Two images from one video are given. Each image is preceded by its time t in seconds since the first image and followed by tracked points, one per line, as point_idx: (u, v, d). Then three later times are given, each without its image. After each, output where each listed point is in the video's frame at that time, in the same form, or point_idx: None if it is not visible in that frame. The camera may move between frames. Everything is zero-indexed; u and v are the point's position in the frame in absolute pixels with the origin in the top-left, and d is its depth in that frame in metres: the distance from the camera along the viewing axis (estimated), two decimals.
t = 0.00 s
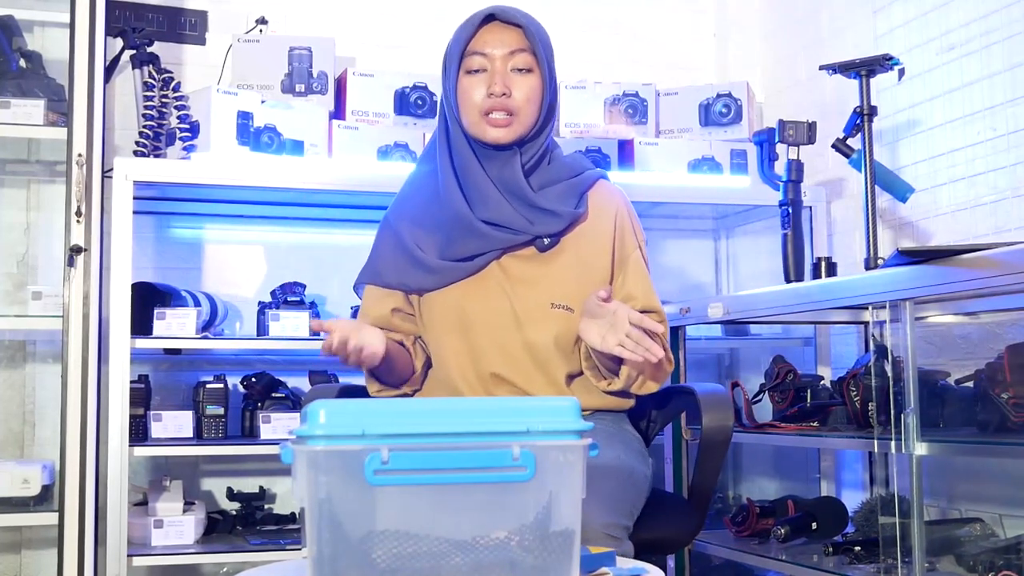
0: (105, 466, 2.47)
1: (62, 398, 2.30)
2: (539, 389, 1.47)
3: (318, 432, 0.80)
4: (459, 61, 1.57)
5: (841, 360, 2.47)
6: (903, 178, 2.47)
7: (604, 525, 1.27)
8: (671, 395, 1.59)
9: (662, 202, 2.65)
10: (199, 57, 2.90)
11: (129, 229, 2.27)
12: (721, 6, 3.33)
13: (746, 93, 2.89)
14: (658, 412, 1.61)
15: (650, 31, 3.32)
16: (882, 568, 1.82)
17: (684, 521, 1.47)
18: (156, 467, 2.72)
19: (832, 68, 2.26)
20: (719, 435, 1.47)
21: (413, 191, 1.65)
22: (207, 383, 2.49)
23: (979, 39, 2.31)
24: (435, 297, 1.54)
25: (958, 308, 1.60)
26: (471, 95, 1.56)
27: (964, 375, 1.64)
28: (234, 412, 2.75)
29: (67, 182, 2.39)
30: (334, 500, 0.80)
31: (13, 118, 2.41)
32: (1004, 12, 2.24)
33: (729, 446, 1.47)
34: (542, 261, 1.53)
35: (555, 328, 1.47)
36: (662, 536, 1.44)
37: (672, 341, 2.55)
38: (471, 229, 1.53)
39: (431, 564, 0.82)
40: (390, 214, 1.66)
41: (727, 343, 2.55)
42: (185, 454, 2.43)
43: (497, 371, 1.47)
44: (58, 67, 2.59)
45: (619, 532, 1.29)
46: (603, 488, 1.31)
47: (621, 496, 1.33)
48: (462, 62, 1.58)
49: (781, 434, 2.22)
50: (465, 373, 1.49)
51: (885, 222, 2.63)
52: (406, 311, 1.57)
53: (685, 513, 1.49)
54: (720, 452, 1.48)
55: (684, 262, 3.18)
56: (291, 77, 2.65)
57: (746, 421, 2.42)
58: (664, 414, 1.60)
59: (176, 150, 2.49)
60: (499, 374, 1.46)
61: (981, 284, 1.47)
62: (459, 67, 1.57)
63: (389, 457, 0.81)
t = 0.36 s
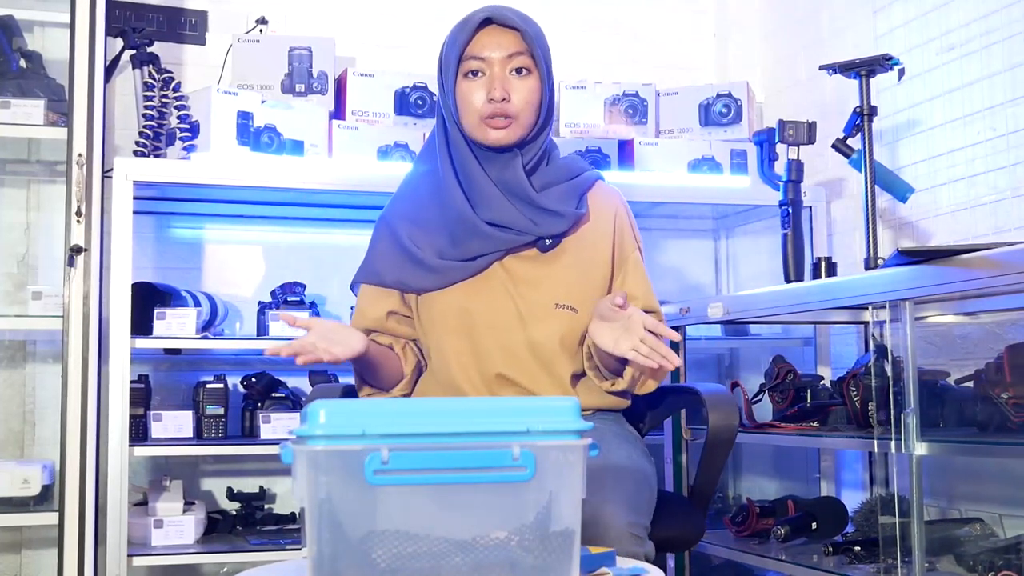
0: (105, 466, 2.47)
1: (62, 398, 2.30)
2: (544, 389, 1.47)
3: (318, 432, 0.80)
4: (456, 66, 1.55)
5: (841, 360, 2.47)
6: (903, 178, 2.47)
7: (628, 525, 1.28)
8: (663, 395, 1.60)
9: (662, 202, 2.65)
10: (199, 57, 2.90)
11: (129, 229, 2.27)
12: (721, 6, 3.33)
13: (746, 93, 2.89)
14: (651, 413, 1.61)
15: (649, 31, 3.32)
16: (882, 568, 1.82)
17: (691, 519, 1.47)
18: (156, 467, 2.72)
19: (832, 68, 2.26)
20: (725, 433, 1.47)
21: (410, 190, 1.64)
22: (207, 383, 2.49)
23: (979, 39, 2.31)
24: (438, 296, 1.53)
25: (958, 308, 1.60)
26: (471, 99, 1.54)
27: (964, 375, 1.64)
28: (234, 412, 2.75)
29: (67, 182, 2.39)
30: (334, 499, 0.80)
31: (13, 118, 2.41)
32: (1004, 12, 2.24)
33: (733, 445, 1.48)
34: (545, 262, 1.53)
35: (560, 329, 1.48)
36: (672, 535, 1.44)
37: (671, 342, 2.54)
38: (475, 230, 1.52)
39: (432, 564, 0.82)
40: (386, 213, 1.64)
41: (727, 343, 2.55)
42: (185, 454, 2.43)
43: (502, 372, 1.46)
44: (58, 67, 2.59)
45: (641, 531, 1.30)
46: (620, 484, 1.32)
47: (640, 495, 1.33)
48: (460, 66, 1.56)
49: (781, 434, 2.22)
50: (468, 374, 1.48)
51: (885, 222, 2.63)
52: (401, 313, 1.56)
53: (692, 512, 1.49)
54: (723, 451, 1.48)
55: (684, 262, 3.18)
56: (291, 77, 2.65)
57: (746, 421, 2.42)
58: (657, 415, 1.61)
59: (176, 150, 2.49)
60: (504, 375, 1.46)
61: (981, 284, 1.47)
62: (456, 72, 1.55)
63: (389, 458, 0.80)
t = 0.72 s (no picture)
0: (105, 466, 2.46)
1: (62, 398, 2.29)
2: (544, 390, 1.47)
3: (318, 432, 0.79)
4: (440, 68, 1.56)
5: (841, 360, 2.47)
6: (903, 178, 2.47)
7: (637, 524, 1.29)
8: (656, 401, 1.61)
9: (662, 202, 2.65)
10: (199, 57, 2.90)
11: (129, 229, 2.27)
12: (721, 6, 3.33)
13: (746, 93, 2.89)
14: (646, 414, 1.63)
15: (649, 31, 3.32)
16: (882, 568, 1.82)
17: (693, 519, 1.47)
18: (156, 467, 2.72)
19: (832, 68, 2.26)
20: (727, 434, 1.47)
21: (403, 190, 1.63)
22: (207, 383, 2.49)
23: (979, 39, 2.31)
24: (433, 297, 1.51)
25: (959, 308, 1.60)
26: (455, 100, 1.55)
27: (964, 374, 1.64)
28: (234, 412, 2.75)
29: (66, 182, 2.39)
30: (334, 499, 0.80)
31: (13, 118, 2.41)
32: (1004, 12, 2.24)
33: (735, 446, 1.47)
34: (542, 262, 1.53)
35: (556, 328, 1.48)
36: (675, 535, 1.44)
37: (672, 341, 2.57)
38: (469, 231, 1.52)
39: (431, 564, 0.81)
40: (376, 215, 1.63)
41: (727, 343, 2.55)
42: (185, 454, 2.43)
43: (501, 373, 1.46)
44: (58, 67, 2.59)
45: (649, 530, 1.31)
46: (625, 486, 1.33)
47: (647, 496, 1.35)
48: (444, 68, 1.57)
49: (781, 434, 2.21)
50: (467, 375, 1.47)
51: (885, 222, 2.63)
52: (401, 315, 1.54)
53: (694, 512, 1.49)
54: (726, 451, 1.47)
55: (684, 263, 3.18)
56: (291, 77, 2.65)
57: (747, 421, 2.42)
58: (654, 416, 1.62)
59: (176, 150, 2.49)
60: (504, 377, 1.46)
61: (981, 284, 1.47)
62: (440, 74, 1.56)
63: (388, 458, 0.80)
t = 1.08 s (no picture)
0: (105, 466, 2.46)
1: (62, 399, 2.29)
2: (541, 391, 1.48)
3: (318, 432, 0.79)
4: (437, 63, 1.56)
5: (841, 360, 2.47)
6: (903, 178, 2.47)
7: (625, 519, 1.28)
8: (663, 395, 1.59)
9: (662, 202, 2.65)
10: (199, 57, 2.90)
11: (129, 229, 2.27)
12: (721, 6, 3.33)
13: (746, 93, 2.89)
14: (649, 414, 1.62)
15: (649, 31, 3.32)
16: (882, 568, 1.82)
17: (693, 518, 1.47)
18: (156, 467, 2.72)
19: (832, 68, 2.26)
20: (725, 434, 1.47)
21: (401, 195, 1.62)
22: (207, 383, 2.49)
23: (979, 39, 2.31)
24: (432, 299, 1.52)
25: (959, 308, 1.60)
26: (450, 93, 1.54)
27: (964, 374, 1.64)
28: (234, 412, 2.75)
29: (66, 182, 2.39)
30: (334, 499, 0.80)
31: (13, 118, 2.41)
32: (1004, 12, 2.24)
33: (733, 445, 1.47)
34: (539, 262, 1.53)
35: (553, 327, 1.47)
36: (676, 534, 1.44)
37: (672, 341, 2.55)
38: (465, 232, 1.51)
39: (431, 564, 0.81)
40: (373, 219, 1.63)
41: (727, 343, 2.55)
42: (185, 454, 2.43)
43: (498, 374, 1.47)
44: (58, 67, 2.59)
45: (638, 525, 1.31)
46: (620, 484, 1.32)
47: (637, 493, 1.34)
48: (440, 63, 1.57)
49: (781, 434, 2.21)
50: (467, 376, 1.48)
51: (885, 222, 2.63)
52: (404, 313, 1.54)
53: (695, 511, 1.49)
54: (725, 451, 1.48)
55: (684, 263, 3.18)
56: (291, 77, 2.65)
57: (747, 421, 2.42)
58: (657, 414, 1.61)
59: (176, 150, 2.49)
60: (502, 378, 1.46)
61: (982, 284, 1.47)
62: (437, 69, 1.56)
63: (388, 458, 0.80)
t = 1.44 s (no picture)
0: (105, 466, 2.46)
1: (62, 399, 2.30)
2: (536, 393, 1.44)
3: (318, 432, 0.79)
4: (450, 65, 1.50)
5: (841, 359, 2.48)
6: (903, 178, 2.47)
7: (597, 517, 1.28)
8: (670, 395, 1.59)
9: (662, 202, 2.65)
10: (199, 57, 2.90)
11: (129, 229, 2.27)
12: (721, 6, 3.34)
13: (746, 93, 2.89)
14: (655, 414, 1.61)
15: (649, 31, 3.32)
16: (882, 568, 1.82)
17: (687, 520, 1.46)
18: (156, 467, 2.72)
19: (831, 68, 2.26)
20: (719, 434, 1.47)
21: (409, 196, 1.60)
22: (207, 383, 2.49)
23: (979, 39, 2.31)
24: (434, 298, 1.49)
25: (958, 308, 1.60)
26: (462, 98, 1.49)
27: (963, 374, 1.64)
28: (234, 412, 2.75)
29: (67, 182, 2.39)
30: (334, 499, 0.80)
31: (14, 118, 2.41)
32: (1004, 12, 2.24)
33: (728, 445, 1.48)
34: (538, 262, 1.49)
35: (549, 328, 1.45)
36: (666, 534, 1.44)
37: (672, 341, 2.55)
38: (466, 234, 1.47)
39: (431, 564, 0.82)
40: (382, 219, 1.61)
41: (727, 343, 2.55)
42: (185, 454, 2.43)
43: (493, 374, 1.43)
44: (58, 67, 2.59)
45: (612, 523, 1.30)
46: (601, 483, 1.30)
47: (615, 492, 1.32)
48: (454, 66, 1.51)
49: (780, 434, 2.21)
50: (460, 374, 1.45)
51: (885, 221, 2.63)
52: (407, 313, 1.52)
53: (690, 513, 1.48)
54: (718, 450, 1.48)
55: (684, 263, 3.18)
56: (291, 77, 2.65)
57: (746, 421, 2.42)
58: (665, 414, 1.60)
59: (176, 150, 2.49)
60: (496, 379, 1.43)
61: (981, 284, 1.47)
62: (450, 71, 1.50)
63: (389, 457, 0.80)
